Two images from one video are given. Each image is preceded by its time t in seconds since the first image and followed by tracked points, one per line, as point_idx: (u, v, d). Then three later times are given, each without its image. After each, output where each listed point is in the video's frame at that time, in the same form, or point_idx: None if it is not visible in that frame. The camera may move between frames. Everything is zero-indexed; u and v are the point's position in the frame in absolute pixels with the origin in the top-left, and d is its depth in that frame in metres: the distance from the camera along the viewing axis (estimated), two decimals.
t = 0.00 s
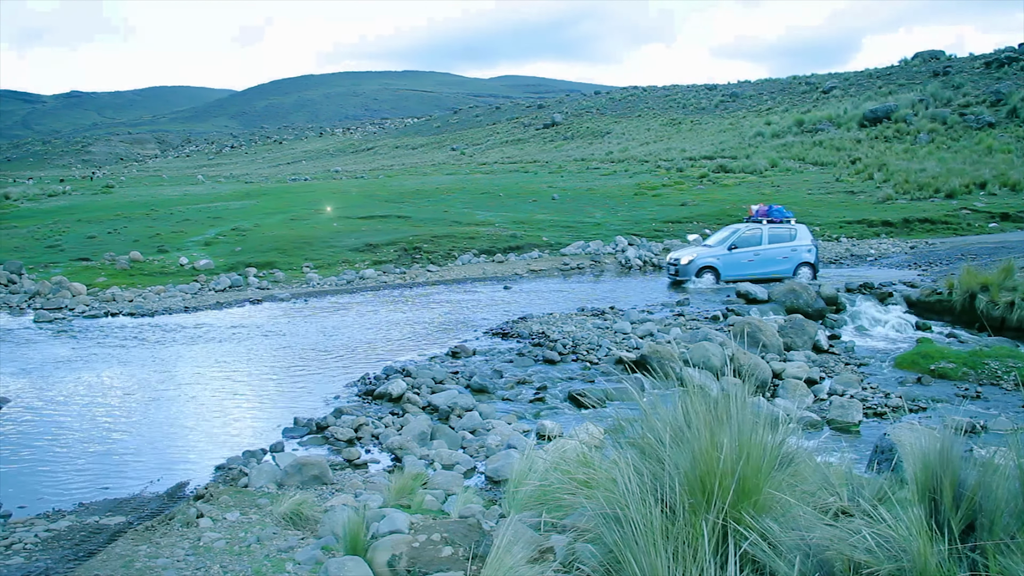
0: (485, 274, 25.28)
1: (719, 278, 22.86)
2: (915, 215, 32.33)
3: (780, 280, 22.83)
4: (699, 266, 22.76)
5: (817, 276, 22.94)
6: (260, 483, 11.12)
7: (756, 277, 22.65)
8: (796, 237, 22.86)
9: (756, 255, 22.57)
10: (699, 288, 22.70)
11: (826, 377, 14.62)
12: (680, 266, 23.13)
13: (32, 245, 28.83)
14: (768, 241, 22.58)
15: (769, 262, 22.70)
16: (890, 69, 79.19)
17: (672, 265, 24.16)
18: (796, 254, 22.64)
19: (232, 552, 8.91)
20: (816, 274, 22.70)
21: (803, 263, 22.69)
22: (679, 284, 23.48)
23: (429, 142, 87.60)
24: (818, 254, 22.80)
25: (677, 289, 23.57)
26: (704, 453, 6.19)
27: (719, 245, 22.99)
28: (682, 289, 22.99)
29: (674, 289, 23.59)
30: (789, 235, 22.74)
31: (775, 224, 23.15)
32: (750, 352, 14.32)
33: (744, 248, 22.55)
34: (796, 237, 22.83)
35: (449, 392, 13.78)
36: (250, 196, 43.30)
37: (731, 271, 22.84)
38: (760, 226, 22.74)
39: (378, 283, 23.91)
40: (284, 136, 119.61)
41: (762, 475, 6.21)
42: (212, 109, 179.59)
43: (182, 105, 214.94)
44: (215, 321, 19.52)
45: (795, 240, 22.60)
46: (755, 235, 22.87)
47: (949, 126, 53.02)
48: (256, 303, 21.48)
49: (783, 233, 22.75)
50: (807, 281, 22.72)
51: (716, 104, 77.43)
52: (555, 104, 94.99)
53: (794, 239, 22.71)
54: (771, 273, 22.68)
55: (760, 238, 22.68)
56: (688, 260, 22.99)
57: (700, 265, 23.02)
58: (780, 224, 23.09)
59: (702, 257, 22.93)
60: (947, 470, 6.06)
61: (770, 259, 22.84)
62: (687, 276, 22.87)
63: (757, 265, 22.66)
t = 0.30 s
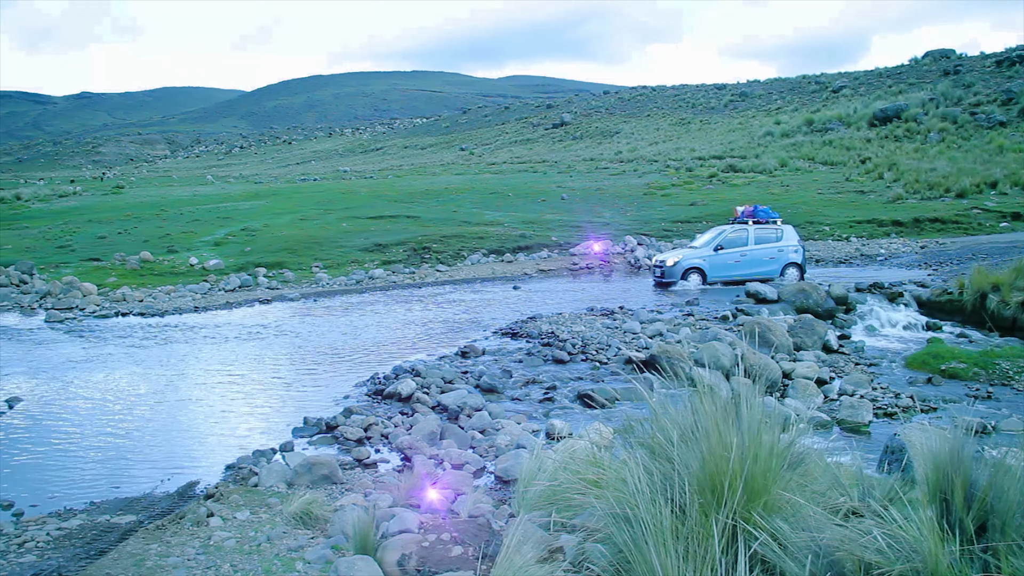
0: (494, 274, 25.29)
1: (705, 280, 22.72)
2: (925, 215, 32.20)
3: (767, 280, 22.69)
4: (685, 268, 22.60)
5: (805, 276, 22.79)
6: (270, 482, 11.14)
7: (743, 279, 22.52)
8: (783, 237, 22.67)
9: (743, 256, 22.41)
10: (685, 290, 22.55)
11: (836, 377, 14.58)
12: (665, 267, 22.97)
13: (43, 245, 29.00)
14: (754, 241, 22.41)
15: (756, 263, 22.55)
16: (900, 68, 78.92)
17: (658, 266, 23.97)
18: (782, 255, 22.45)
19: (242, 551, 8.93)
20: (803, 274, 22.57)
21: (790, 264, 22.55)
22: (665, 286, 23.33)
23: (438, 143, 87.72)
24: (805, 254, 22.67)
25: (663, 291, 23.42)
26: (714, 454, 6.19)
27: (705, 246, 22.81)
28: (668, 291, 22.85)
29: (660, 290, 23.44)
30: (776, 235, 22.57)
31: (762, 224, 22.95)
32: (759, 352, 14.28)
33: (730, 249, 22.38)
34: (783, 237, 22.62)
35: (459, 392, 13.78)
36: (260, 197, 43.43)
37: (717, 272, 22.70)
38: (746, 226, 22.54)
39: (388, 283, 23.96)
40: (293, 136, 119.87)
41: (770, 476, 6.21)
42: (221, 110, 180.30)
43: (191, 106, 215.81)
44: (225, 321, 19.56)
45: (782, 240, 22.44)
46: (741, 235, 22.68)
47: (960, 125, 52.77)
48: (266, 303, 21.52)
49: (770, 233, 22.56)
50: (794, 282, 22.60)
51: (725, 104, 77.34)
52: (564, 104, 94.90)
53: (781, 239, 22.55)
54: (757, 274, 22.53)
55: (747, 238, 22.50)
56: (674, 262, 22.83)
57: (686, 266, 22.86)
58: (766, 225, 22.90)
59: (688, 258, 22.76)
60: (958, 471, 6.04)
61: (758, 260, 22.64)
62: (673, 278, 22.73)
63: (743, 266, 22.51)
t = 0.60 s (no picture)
0: (508, 274, 25.25)
1: (698, 280, 22.41)
2: (941, 214, 32.01)
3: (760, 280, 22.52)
4: (679, 268, 22.27)
5: (798, 275, 22.64)
6: (284, 481, 11.17)
7: (736, 279, 22.26)
8: (776, 236, 22.44)
9: (736, 256, 22.15)
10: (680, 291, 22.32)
11: (850, 377, 14.51)
12: (658, 267, 22.57)
13: (58, 245, 29.10)
14: (748, 241, 22.16)
15: (749, 262, 22.32)
16: (915, 66, 78.52)
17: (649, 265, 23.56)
18: (776, 255, 22.26)
19: (257, 549, 8.96)
20: (796, 274, 22.45)
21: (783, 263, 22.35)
22: (657, 286, 22.95)
23: (450, 142, 87.78)
24: (798, 253, 22.55)
25: (655, 291, 23.07)
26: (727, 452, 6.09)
27: (698, 245, 22.47)
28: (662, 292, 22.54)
29: (651, 290, 23.08)
30: (769, 234, 22.34)
31: (755, 222, 22.55)
32: (773, 352, 14.22)
33: (724, 249, 22.09)
34: (776, 236, 22.40)
35: (472, 391, 13.78)
36: (274, 196, 43.51)
37: (711, 273, 22.38)
38: (739, 225, 22.22)
39: (402, 283, 23.96)
40: (305, 135, 120.08)
41: (786, 475, 6.17)
42: (233, 110, 181.02)
43: (204, 107, 216.78)
44: (239, 320, 19.61)
45: (775, 240, 22.25)
46: (734, 234, 22.37)
47: (976, 123, 52.44)
48: (279, 302, 21.55)
49: (763, 233, 22.30)
50: (787, 282, 22.49)
51: (738, 103, 77.11)
52: (576, 104, 94.75)
53: (774, 239, 22.34)
54: (750, 274, 22.33)
55: (740, 237, 22.21)
56: (667, 262, 22.45)
57: (679, 266, 22.51)
58: (761, 222, 22.53)
59: (681, 258, 22.42)
60: (974, 471, 6.01)
61: (751, 259, 22.39)
62: (666, 278, 22.39)
63: (736, 266, 22.27)
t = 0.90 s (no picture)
0: (520, 273, 25.23)
1: (691, 281, 22.13)
2: (956, 213, 31.83)
3: (753, 282, 22.41)
4: (673, 269, 21.98)
5: (790, 278, 22.67)
6: (298, 479, 11.19)
7: (730, 280, 22.10)
8: (769, 238, 22.46)
9: (730, 257, 22.01)
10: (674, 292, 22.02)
11: (864, 377, 14.43)
12: (651, 268, 22.32)
13: (73, 245, 29.23)
14: (742, 241, 22.05)
15: (742, 264, 22.21)
16: (929, 63, 78.09)
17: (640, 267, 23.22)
18: (769, 256, 22.24)
19: (270, 547, 8.98)
20: (789, 275, 22.43)
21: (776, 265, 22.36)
22: (649, 288, 22.58)
23: (463, 142, 87.84)
24: (791, 255, 22.58)
25: (646, 293, 22.71)
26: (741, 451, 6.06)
27: (691, 246, 22.25)
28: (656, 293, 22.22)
29: (643, 293, 22.70)
30: (763, 235, 22.28)
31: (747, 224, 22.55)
32: (787, 352, 14.17)
33: (718, 249, 21.93)
34: (769, 238, 22.41)
35: (486, 389, 13.79)
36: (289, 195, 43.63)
37: (704, 274, 22.14)
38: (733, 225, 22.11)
39: (415, 282, 23.99)
40: (318, 135, 120.41)
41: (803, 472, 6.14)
42: (246, 110, 181.69)
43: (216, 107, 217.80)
44: (253, 319, 19.67)
45: (769, 241, 22.21)
46: (727, 236, 22.27)
47: (992, 120, 52.10)
48: (293, 302, 21.60)
49: (756, 234, 22.26)
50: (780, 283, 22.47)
51: (751, 101, 76.86)
52: (589, 103, 94.65)
53: (768, 240, 22.30)
54: (743, 275, 22.19)
55: (734, 239, 22.09)
56: (660, 262, 22.14)
57: (672, 267, 22.22)
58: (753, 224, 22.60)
59: (674, 259, 22.19)
60: (991, 471, 5.95)
61: (744, 261, 22.29)
62: (660, 279, 22.06)
63: (730, 267, 22.12)
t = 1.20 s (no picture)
0: (534, 272, 25.25)
1: (685, 282, 21.95)
2: (971, 211, 31.69)
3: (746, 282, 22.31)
4: (666, 270, 21.80)
5: (785, 277, 22.60)
6: (312, 479, 11.21)
7: (724, 281, 21.97)
8: (763, 238, 22.33)
9: (724, 257, 21.87)
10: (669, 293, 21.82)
11: (879, 377, 14.35)
12: (644, 269, 22.11)
13: (88, 245, 29.39)
14: (736, 241, 21.91)
15: (736, 264, 22.08)
16: (944, 61, 77.77)
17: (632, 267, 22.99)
18: (764, 256, 22.14)
19: (285, 547, 8.99)
20: (783, 275, 22.39)
21: (771, 264, 22.27)
22: (643, 289, 22.39)
23: (476, 142, 87.99)
24: (785, 254, 22.50)
25: (639, 294, 22.49)
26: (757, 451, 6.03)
27: (684, 247, 22.07)
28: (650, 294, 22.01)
29: (636, 293, 22.47)
30: (757, 235, 22.18)
31: (741, 223, 22.40)
32: (802, 351, 14.12)
33: (712, 250, 21.77)
34: (763, 237, 22.28)
35: (499, 389, 13.79)
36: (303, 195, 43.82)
37: (698, 274, 21.98)
38: (726, 225, 21.95)
39: (428, 281, 24.04)
40: (330, 135, 120.73)
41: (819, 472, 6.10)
42: (258, 111, 182.33)
43: (228, 108, 218.76)
44: (266, 319, 19.74)
45: (763, 241, 22.14)
46: (721, 235, 22.07)
47: (1007, 118, 51.82)
48: (306, 301, 21.67)
49: (750, 233, 22.12)
50: (774, 284, 22.43)
51: (764, 101, 76.70)
52: (601, 102, 94.56)
53: (761, 240, 22.22)
54: (737, 275, 22.05)
55: (727, 239, 21.93)
56: (654, 263, 21.93)
57: (665, 268, 22.03)
58: (746, 222, 22.46)
59: (668, 259, 22.00)
60: (1008, 471, 5.91)
61: (738, 261, 22.16)
62: (654, 280, 21.85)
63: (724, 267, 21.96)
